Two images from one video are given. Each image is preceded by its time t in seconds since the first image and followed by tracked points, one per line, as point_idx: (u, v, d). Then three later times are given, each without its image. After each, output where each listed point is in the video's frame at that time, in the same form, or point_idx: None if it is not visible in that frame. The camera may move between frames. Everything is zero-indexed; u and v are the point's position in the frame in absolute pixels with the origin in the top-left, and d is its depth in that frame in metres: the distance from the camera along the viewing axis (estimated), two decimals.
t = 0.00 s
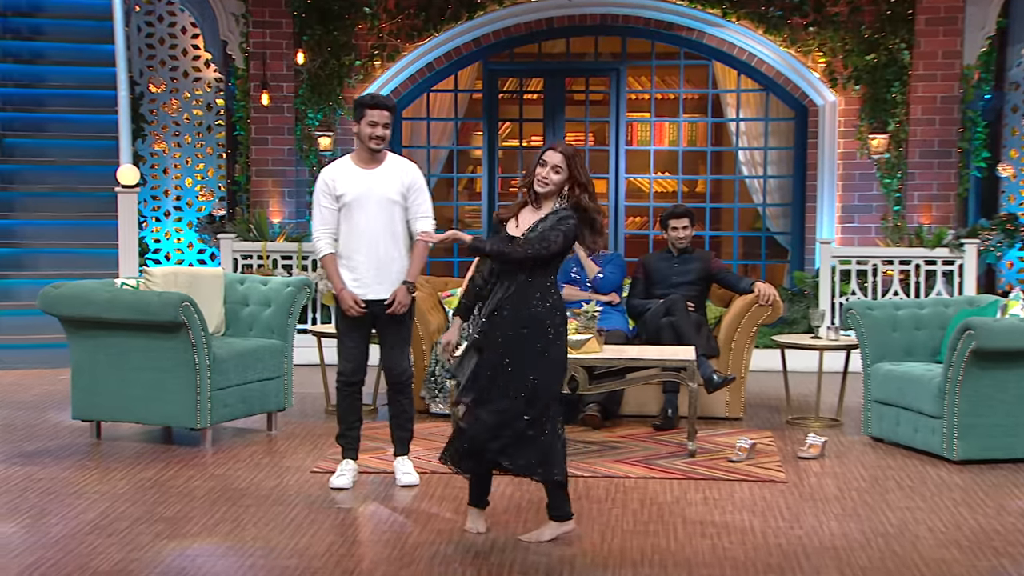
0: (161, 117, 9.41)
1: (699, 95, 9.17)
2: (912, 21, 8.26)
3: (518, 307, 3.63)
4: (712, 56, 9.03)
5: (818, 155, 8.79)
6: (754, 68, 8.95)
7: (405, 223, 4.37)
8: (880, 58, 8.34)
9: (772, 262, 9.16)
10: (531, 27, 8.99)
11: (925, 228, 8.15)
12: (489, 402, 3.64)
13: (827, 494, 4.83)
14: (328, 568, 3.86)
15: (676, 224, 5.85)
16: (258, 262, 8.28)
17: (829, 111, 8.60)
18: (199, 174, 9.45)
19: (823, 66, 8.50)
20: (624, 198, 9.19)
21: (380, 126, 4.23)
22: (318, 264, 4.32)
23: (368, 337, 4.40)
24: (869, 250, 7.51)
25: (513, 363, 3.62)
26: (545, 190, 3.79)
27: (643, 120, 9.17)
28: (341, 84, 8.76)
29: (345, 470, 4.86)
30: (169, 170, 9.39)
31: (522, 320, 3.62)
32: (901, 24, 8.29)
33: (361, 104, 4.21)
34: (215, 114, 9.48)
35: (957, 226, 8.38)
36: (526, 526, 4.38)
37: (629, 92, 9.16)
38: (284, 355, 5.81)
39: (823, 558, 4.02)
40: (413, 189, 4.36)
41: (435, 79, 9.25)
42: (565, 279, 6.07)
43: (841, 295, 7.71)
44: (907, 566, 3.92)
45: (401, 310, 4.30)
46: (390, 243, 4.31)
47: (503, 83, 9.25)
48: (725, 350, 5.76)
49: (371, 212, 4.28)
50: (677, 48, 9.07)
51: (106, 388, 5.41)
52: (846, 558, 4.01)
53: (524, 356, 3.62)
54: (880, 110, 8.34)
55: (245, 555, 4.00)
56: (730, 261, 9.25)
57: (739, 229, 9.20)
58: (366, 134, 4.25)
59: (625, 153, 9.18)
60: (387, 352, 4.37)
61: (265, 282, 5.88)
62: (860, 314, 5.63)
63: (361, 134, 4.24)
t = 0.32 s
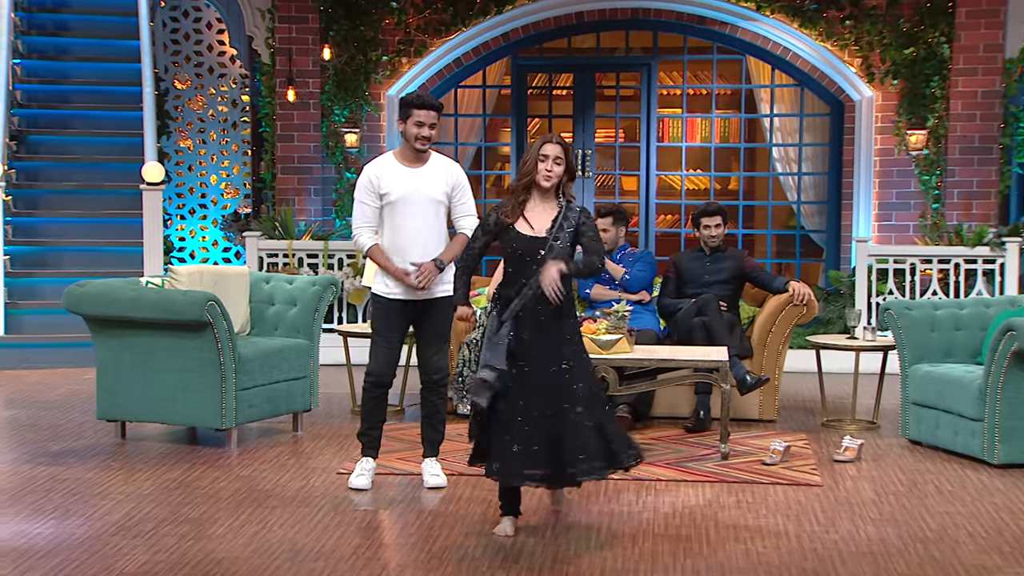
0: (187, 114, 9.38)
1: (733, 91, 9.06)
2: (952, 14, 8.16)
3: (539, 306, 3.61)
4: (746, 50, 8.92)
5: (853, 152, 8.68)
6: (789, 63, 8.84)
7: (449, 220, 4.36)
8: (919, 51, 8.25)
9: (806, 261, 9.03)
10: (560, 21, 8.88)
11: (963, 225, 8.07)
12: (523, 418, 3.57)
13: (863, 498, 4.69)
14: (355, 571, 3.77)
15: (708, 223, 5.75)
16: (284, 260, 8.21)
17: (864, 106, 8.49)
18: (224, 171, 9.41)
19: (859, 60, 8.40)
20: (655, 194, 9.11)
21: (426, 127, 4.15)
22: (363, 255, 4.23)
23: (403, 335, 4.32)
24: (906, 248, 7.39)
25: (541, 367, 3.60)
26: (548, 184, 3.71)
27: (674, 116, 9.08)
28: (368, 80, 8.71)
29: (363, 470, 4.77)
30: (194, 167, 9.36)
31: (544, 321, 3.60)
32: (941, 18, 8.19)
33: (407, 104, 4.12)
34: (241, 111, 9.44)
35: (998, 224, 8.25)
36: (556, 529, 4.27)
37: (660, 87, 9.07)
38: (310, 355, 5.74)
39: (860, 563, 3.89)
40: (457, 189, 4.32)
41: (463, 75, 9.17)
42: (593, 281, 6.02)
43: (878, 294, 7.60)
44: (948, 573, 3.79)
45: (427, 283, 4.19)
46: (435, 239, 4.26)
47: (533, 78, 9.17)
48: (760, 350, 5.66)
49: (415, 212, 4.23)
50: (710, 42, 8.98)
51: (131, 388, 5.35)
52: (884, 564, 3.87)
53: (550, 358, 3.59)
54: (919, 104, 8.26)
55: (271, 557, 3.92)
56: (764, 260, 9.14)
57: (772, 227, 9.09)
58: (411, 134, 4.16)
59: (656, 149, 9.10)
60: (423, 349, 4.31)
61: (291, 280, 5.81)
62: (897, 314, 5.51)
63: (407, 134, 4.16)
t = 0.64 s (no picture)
0: (206, 114, 9.42)
1: (752, 90, 9.06)
2: (975, 13, 8.11)
3: (583, 308, 3.81)
4: (766, 50, 8.91)
5: (874, 152, 8.65)
6: (809, 62, 8.81)
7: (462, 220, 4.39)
8: (941, 50, 8.20)
9: (826, 260, 9.01)
10: (580, 21, 8.88)
11: (986, 225, 8.02)
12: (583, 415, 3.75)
13: (884, 498, 4.67)
14: (373, 570, 3.77)
15: (727, 222, 5.73)
16: (302, 260, 8.23)
17: (886, 105, 8.48)
18: (243, 171, 9.43)
19: (880, 59, 8.38)
20: (674, 194, 9.10)
21: (446, 127, 4.15)
22: (382, 249, 4.19)
23: (421, 335, 4.32)
24: (927, 247, 7.36)
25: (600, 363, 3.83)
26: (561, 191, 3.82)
27: (693, 116, 9.07)
28: (387, 79, 8.76)
29: (382, 470, 4.77)
30: (213, 167, 9.40)
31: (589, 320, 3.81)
32: (963, 16, 8.14)
33: (428, 104, 4.12)
34: (260, 111, 9.47)
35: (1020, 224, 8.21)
36: (575, 528, 4.27)
37: (679, 86, 9.05)
38: (329, 354, 5.75)
39: (880, 564, 3.87)
40: (472, 189, 4.36)
41: (482, 74, 9.19)
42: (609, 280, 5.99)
43: (898, 294, 7.57)
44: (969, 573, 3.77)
45: (442, 264, 4.16)
46: (453, 236, 4.29)
47: (552, 78, 9.18)
48: (779, 349, 5.65)
49: (434, 209, 4.24)
50: (729, 41, 8.97)
51: (151, 385, 5.37)
52: (905, 565, 3.85)
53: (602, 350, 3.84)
54: (939, 104, 8.24)
55: (292, 556, 3.93)
56: (783, 259, 9.12)
57: (792, 227, 9.07)
58: (431, 134, 4.16)
59: (675, 149, 9.08)
60: (438, 349, 4.31)
61: (310, 279, 5.83)
62: (918, 313, 5.49)
63: (427, 133, 4.15)
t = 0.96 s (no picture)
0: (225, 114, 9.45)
1: (770, 90, 9.04)
2: (994, 11, 8.12)
3: (607, 310, 3.76)
4: (784, 49, 8.89)
5: (893, 152, 8.63)
6: (828, 61, 8.78)
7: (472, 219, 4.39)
8: (960, 49, 8.21)
9: (845, 260, 8.98)
10: (597, 21, 8.87)
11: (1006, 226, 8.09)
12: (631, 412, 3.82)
13: (903, 500, 4.65)
14: (391, 569, 3.78)
15: (746, 222, 5.74)
16: (320, 260, 8.25)
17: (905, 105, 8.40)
18: (261, 171, 9.46)
19: (899, 58, 8.37)
20: (691, 194, 9.09)
21: (454, 126, 4.14)
22: (392, 246, 4.21)
23: (433, 335, 4.32)
24: (946, 247, 7.33)
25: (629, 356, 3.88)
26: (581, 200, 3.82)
27: (711, 116, 9.06)
28: (405, 80, 8.74)
29: (399, 470, 4.77)
30: (231, 167, 9.43)
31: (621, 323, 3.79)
32: (983, 15, 8.15)
33: (435, 103, 4.11)
34: (278, 111, 9.49)
35: None
36: (593, 528, 4.26)
37: (697, 86, 9.04)
38: (347, 354, 5.76)
39: (900, 565, 3.86)
40: (481, 187, 4.36)
41: (499, 74, 9.18)
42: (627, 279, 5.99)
43: (918, 294, 7.54)
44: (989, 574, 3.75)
45: (450, 258, 4.17)
46: (463, 234, 4.28)
47: (569, 78, 9.18)
48: (797, 351, 5.63)
49: (442, 209, 4.25)
50: (747, 41, 8.95)
51: (169, 385, 5.39)
52: (924, 567, 3.84)
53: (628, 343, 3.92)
54: (959, 103, 8.23)
55: (310, 555, 3.93)
56: (802, 259, 9.09)
57: (810, 227, 9.05)
58: (440, 133, 4.17)
59: (692, 149, 9.07)
60: (450, 350, 4.31)
61: (328, 279, 5.84)
62: (938, 313, 5.47)
63: (435, 133, 4.16)
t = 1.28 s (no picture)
0: (237, 114, 9.49)
1: (782, 89, 9.02)
2: (1009, 10, 8.11)
3: (627, 301, 3.63)
4: (797, 49, 8.86)
5: (906, 151, 8.61)
6: (841, 61, 8.77)
7: (479, 218, 4.37)
8: (974, 49, 8.20)
9: (857, 260, 8.97)
10: (609, 20, 8.89)
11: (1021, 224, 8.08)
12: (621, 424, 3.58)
13: (916, 500, 4.64)
14: (403, 569, 3.78)
15: (758, 221, 5.74)
16: (332, 260, 8.27)
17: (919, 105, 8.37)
18: (274, 171, 9.48)
19: (913, 58, 8.36)
20: (703, 194, 9.08)
21: (456, 125, 4.14)
22: (397, 251, 4.23)
23: (442, 334, 4.33)
24: (960, 247, 7.30)
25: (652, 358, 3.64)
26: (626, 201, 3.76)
27: (723, 115, 9.05)
28: (417, 79, 8.76)
29: (412, 469, 4.78)
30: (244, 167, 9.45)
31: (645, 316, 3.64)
32: (996, 14, 8.14)
33: (438, 103, 4.11)
34: (291, 111, 9.42)
35: None
36: (606, 528, 4.26)
37: (709, 86, 9.03)
38: (359, 353, 5.77)
39: (913, 566, 3.85)
40: (488, 186, 4.33)
41: (511, 74, 9.19)
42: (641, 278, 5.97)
43: (931, 294, 7.53)
44: (1004, 575, 3.75)
45: (454, 263, 4.15)
46: (468, 236, 4.27)
47: (581, 77, 9.17)
48: (809, 350, 5.63)
49: (446, 209, 4.23)
50: (759, 40, 8.93)
51: (181, 384, 5.41)
52: (938, 567, 3.83)
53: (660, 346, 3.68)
54: (973, 102, 8.22)
55: (322, 554, 3.94)
56: (814, 259, 9.07)
57: (823, 226, 9.04)
58: (442, 133, 4.15)
59: (705, 148, 9.06)
60: (459, 349, 4.31)
61: (339, 279, 5.85)
62: (951, 314, 5.46)
63: (438, 133, 4.15)
